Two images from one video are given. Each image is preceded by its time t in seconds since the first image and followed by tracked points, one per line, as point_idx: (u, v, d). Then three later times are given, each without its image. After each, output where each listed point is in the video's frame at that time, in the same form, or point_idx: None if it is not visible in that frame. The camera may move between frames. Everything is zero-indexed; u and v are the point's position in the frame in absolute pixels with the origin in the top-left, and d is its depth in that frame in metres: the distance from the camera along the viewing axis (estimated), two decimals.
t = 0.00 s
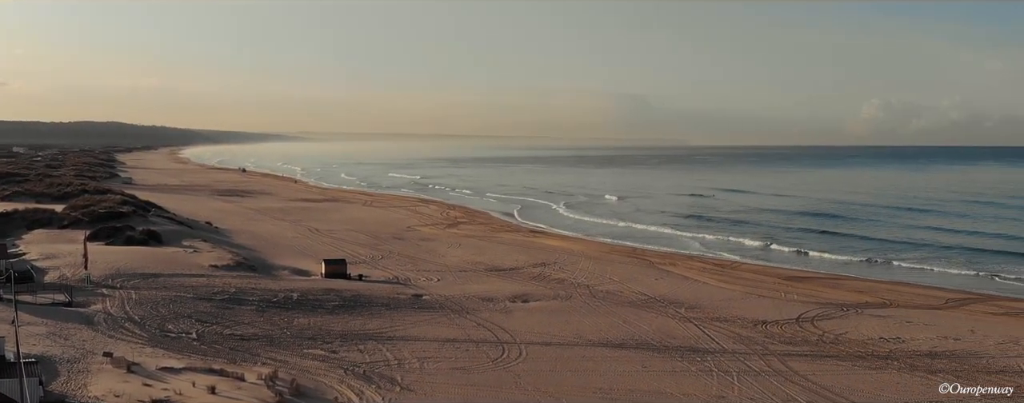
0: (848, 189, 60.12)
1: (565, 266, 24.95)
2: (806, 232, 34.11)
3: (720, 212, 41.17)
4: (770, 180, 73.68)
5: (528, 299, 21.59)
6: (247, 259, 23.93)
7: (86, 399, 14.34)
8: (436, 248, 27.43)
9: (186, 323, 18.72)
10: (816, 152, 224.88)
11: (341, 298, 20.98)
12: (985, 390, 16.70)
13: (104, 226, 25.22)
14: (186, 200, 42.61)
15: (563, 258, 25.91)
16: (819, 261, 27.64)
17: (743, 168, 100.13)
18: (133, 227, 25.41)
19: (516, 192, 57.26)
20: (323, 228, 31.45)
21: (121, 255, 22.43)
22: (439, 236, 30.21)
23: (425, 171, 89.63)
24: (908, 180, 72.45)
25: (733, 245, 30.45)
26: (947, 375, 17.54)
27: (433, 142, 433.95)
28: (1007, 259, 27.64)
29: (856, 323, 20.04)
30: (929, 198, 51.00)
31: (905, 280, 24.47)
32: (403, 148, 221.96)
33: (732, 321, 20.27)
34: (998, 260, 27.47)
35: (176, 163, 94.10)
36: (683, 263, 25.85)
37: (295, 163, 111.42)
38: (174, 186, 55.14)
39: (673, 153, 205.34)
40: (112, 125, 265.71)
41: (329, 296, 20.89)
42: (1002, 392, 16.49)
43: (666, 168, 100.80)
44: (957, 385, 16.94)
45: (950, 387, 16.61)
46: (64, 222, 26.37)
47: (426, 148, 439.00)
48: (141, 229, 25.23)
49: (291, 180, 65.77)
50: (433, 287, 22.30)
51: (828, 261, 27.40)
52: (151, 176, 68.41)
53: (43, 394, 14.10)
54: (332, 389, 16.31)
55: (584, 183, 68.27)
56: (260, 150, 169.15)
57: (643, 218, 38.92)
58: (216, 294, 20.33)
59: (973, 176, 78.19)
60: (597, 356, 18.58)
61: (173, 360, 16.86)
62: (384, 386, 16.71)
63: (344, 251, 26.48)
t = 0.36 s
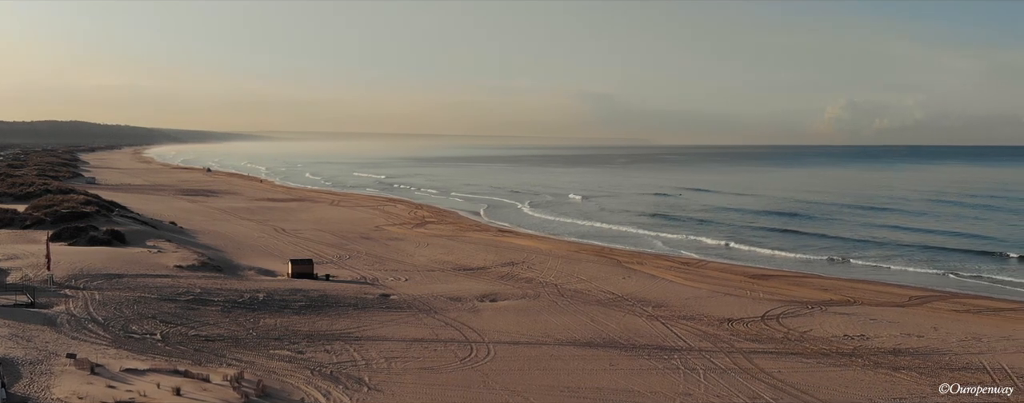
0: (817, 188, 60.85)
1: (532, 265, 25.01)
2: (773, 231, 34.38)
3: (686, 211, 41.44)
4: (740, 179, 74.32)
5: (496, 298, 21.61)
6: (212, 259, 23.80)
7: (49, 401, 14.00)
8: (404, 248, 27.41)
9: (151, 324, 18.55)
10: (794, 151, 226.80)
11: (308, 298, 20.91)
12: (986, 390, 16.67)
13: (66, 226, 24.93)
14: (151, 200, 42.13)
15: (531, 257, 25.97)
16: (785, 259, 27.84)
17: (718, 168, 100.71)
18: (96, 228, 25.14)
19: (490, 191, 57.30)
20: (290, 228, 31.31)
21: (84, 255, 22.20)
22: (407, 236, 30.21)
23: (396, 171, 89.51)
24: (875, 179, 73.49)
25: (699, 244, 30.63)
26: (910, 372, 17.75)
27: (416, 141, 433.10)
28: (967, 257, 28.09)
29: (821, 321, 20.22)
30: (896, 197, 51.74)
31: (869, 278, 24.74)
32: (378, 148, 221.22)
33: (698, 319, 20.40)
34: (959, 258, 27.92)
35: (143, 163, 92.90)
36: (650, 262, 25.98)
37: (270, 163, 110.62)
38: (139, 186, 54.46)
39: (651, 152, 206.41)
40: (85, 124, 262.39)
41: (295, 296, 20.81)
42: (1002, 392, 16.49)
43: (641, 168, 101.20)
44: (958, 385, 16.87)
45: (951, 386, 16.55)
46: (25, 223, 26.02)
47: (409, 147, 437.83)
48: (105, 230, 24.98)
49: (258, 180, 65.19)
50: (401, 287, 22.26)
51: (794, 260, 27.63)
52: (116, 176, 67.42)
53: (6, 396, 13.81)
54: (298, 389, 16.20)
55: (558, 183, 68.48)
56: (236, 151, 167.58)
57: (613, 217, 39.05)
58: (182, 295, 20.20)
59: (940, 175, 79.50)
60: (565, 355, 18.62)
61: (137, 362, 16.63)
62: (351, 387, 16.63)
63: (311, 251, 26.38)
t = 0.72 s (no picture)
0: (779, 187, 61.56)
1: (494, 264, 25.04)
2: (733, 230, 34.67)
3: (645, 211, 41.70)
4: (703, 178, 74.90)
5: (458, 298, 21.61)
6: (170, 260, 23.57)
7: None
8: (364, 248, 27.33)
9: (107, 325, 18.28)
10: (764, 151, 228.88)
11: (267, 299, 20.79)
12: (986, 390, 16.65)
13: (18, 227, 24.50)
14: (107, 200, 41.45)
15: (492, 257, 25.99)
16: (744, 258, 28.10)
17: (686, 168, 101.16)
18: (49, 228, 24.74)
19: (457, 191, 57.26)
20: (249, 229, 31.05)
21: (38, 256, 21.84)
22: (367, 236, 30.14)
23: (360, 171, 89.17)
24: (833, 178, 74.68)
25: (659, 243, 30.81)
26: (866, 368, 17.98)
27: (392, 140, 431.26)
28: (922, 254, 28.64)
29: (778, 318, 20.43)
30: (857, 196, 52.53)
31: (827, 277, 25.06)
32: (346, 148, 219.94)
33: (658, 317, 20.52)
34: (914, 255, 28.43)
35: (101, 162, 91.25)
36: (611, 260, 26.11)
37: (236, 163, 109.20)
38: (94, 186, 53.52)
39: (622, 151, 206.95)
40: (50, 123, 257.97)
41: (254, 297, 20.68)
42: (1002, 392, 16.42)
43: (610, 168, 101.42)
44: (957, 385, 16.86)
45: (951, 386, 16.54)
46: None
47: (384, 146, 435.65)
48: (59, 230, 24.61)
49: (216, 180, 64.39)
50: (362, 287, 22.19)
51: (753, 258, 27.88)
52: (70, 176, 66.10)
53: None
54: (257, 391, 16.01)
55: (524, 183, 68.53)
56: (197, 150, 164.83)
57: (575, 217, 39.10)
58: (138, 297, 19.98)
59: (901, 174, 80.96)
60: (526, 354, 18.64)
61: (93, 364, 16.28)
62: (310, 388, 16.48)
63: (270, 251, 26.19)
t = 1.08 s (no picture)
0: (743, 186, 62.20)
1: (457, 264, 25.03)
2: (696, 229, 34.93)
3: (606, 211, 41.95)
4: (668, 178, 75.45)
5: (421, 297, 21.57)
6: (127, 261, 23.28)
7: None
8: (326, 248, 27.21)
9: (63, 327, 17.96)
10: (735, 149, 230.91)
11: (227, 299, 20.62)
12: (986, 390, 16.69)
13: None
14: (63, 200, 40.73)
15: (455, 257, 25.99)
16: (706, 257, 28.32)
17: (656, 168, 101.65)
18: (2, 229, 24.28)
19: (423, 191, 57.18)
20: (208, 229, 30.76)
21: None
22: (328, 236, 30.02)
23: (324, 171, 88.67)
24: (794, 178, 75.73)
25: (621, 243, 30.99)
26: (825, 365, 18.18)
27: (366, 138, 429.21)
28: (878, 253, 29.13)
29: (738, 316, 20.61)
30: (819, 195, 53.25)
31: (786, 275, 25.34)
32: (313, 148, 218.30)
33: (620, 316, 20.61)
34: (872, 254, 28.89)
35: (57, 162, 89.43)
36: (574, 259, 26.21)
37: (202, 162, 107.88)
38: (48, 186, 52.51)
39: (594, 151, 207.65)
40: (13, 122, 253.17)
41: (214, 298, 20.51)
42: (1003, 392, 16.48)
43: (580, 168, 101.53)
44: (957, 385, 16.90)
45: (951, 387, 16.57)
46: None
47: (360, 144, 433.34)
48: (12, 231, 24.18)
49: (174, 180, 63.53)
50: (324, 287, 22.06)
51: (715, 257, 28.11)
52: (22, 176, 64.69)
53: None
54: (217, 392, 15.78)
55: (491, 183, 68.56)
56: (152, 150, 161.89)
57: (538, 217, 39.23)
58: (95, 298, 19.71)
59: (864, 173, 82.29)
60: (489, 353, 18.63)
61: (49, 366, 15.89)
62: (272, 389, 16.28)
63: (230, 251, 25.96)
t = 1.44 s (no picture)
0: (707, 186, 62.75)
1: (419, 264, 25.01)
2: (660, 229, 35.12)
3: (569, 210, 42.13)
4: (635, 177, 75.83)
5: (382, 297, 21.51)
6: (84, 261, 22.96)
7: None
8: (286, 248, 27.06)
9: (17, 328, 17.60)
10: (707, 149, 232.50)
11: (186, 300, 20.43)
12: (987, 390, 16.73)
13: None
14: (16, 200, 39.98)
15: (417, 256, 25.96)
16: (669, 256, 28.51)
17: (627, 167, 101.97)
18: None
19: (386, 191, 57.01)
20: (166, 230, 30.44)
21: None
22: (288, 236, 29.87)
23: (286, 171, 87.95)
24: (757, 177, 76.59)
25: (581, 242, 31.14)
26: (784, 362, 18.37)
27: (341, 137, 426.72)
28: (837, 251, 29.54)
29: (698, 314, 20.77)
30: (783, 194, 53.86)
31: (746, 273, 25.60)
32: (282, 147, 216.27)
33: (582, 315, 20.68)
34: (830, 252, 29.29)
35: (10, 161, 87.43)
36: (537, 259, 26.28)
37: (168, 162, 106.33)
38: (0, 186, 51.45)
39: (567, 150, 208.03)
40: None
41: (172, 299, 20.30)
42: (1003, 392, 16.53)
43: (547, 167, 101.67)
44: (957, 385, 16.96)
45: (952, 386, 16.63)
46: None
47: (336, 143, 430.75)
48: None
49: (130, 180, 62.60)
50: (284, 288, 21.93)
51: (677, 256, 28.30)
52: None
53: None
54: (177, 393, 15.54)
55: (458, 183, 68.47)
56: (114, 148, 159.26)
57: (500, 216, 39.33)
58: (51, 299, 19.39)
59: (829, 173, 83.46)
60: (452, 353, 18.59)
61: (4, 368, 15.49)
62: (232, 391, 16.08)
63: (187, 252, 25.72)
